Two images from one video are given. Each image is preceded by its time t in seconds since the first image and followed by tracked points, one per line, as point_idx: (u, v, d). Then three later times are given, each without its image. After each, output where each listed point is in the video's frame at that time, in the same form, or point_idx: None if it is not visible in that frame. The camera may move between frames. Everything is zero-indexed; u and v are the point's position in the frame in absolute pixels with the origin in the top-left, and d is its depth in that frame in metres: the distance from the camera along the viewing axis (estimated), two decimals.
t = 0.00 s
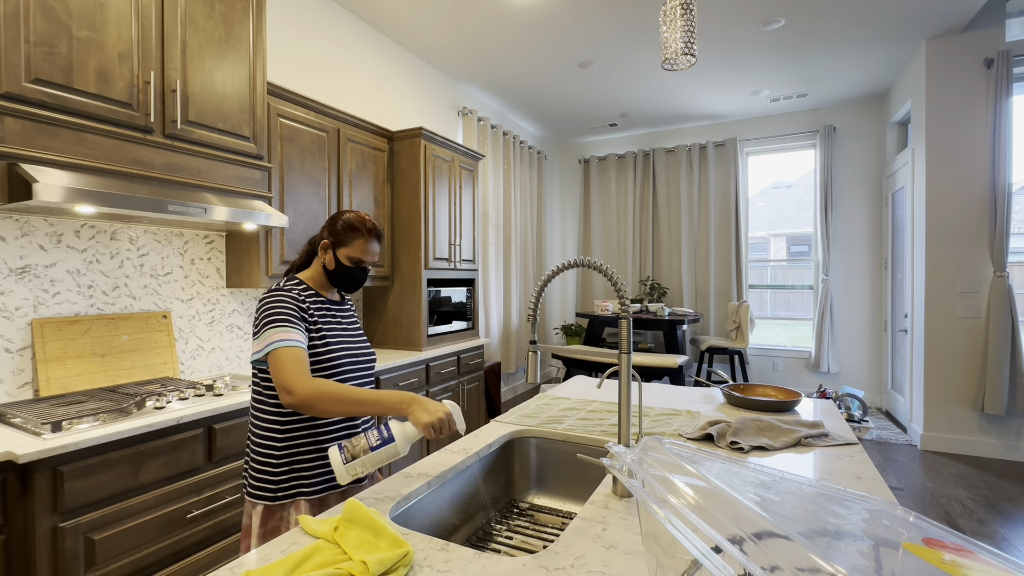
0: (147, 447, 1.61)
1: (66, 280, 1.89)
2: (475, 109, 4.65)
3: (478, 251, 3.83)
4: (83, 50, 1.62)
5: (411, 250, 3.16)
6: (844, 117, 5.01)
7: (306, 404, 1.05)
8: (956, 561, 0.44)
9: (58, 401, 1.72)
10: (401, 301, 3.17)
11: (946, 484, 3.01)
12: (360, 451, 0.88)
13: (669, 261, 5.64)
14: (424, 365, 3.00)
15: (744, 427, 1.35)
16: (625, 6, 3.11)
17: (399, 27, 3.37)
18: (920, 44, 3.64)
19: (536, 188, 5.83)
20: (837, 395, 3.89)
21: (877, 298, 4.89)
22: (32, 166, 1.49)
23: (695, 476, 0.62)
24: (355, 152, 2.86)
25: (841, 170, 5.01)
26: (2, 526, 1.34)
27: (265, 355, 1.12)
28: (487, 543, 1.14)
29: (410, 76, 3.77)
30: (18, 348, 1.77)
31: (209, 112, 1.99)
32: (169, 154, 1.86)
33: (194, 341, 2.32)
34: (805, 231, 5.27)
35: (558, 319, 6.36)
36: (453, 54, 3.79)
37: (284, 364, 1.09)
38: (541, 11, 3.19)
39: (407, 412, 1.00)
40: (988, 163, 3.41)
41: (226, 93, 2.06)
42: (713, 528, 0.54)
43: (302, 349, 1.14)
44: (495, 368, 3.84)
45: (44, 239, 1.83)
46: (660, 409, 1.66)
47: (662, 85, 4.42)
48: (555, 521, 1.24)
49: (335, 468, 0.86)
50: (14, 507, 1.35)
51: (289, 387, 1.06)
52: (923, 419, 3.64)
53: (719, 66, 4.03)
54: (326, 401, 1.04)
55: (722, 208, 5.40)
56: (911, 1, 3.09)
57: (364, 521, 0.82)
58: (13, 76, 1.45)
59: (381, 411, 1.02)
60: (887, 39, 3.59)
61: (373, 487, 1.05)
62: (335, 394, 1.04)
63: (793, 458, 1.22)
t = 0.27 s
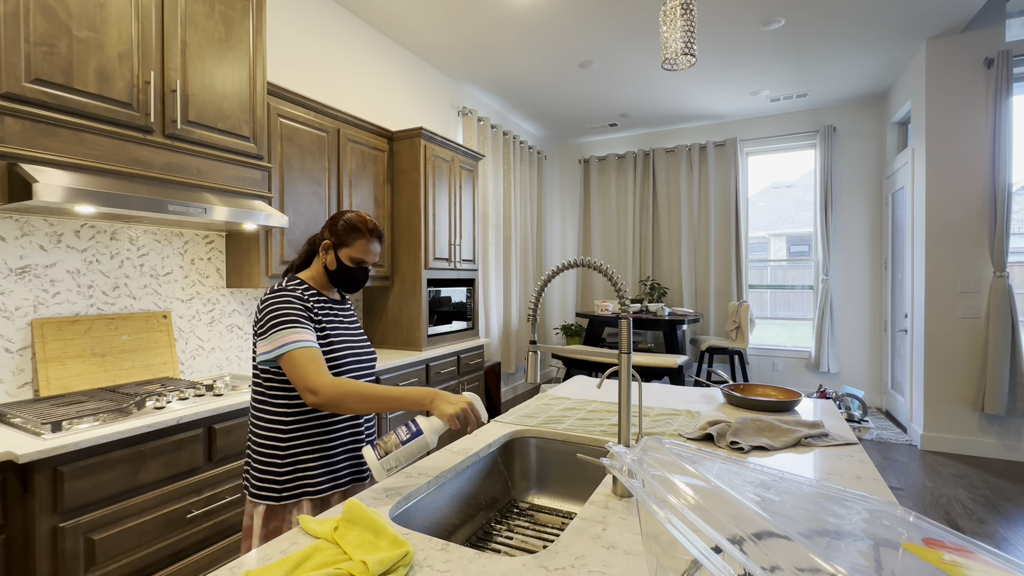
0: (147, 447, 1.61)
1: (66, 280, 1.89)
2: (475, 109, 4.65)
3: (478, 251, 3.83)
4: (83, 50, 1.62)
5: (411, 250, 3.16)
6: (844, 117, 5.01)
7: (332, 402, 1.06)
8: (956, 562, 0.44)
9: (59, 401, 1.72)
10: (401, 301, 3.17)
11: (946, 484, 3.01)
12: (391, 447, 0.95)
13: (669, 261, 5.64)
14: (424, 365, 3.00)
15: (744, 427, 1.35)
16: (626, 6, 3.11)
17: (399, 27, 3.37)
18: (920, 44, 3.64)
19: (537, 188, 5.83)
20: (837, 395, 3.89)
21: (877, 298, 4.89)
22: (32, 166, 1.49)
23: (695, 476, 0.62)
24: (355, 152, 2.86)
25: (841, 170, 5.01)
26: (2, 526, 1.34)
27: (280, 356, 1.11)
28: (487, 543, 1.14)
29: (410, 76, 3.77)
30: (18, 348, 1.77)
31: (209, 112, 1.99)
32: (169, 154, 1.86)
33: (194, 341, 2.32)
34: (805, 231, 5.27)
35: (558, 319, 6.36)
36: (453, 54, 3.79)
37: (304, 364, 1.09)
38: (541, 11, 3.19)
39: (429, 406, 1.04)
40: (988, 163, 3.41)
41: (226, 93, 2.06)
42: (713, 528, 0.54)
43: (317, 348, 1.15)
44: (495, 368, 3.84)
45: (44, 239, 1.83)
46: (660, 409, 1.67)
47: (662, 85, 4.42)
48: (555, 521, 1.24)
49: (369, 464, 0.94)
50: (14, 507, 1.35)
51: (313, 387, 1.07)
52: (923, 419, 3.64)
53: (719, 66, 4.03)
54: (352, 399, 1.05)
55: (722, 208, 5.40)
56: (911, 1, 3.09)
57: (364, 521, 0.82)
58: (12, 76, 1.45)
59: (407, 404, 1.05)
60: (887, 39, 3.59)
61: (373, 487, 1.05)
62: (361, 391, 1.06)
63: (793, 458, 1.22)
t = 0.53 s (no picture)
0: (147, 447, 1.61)
1: (66, 280, 1.89)
2: (475, 108, 4.65)
3: (478, 251, 3.83)
4: (83, 50, 1.62)
5: (411, 250, 3.16)
6: (844, 117, 5.01)
7: (347, 400, 1.06)
8: (956, 561, 0.44)
9: (59, 401, 1.72)
10: (401, 301, 3.17)
11: (946, 484, 3.01)
12: (401, 444, 0.96)
13: (669, 261, 5.64)
14: (424, 365, 3.00)
15: (744, 427, 1.35)
16: (625, 6, 3.11)
17: (399, 27, 3.37)
18: (920, 44, 3.64)
19: (537, 188, 5.83)
20: (837, 395, 3.89)
21: (877, 298, 4.89)
22: (32, 166, 1.49)
23: (695, 476, 0.62)
24: (354, 152, 2.86)
25: (841, 170, 5.01)
26: (2, 526, 1.34)
27: (291, 355, 1.11)
28: (487, 543, 1.14)
29: (410, 75, 3.77)
30: (18, 348, 1.77)
31: (209, 112, 1.99)
32: (169, 154, 1.86)
33: (194, 341, 2.32)
34: (805, 231, 5.27)
35: (558, 319, 6.36)
36: (453, 54, 3.79)
37: (318, 362, 1.10)
38: (541, 11, 3.19)
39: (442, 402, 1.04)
40: (988, 163, 3.41)
41: (226, 93, 2.06)
42: (713, 528, 0.54)
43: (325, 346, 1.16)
44: (495, 368, 3.84)
45: (44, 239, 1.83)
46: (660, 409, 1.67)
47: (662, 85, 4.42)
48: (555, 521, 1.24)
49: (380, 461, 0.95)
50: (14, 507, 1.35)
51: (327, 384, 1.07)
52: (923, 419, 3.64)
53: (719, 66, 4.04)
54: (365, 396, 1.06)
55: (722, 209, 5.40)
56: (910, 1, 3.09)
57: (364, 521, 0.82)
58: (12, 76, 1.45)
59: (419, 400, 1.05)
60: (887, 39, 3.59)
61: (373, 487, 1.05)
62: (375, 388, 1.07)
63: (793, 458, 1.22)
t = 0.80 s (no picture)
0: (147, 447, 1.61)
1: (66, 281, 1.89)
2: (475, 108, 4.65)
3: (478, 251, 3.83)
4: (84, 50, 1.62)
5: (411, 250, 3.16)
6: (844, 117, 5.01)
7: (324, 404, 1.06)
8: (956, 562, 0.44)
9: (59, 401, 1.72)
10: (401, 301, 3.17)
11: (946, 484, 3.00)
12: (364, 445, 0.91)
13: (669, 261, 5.64)
14: (424, 365, 3.00)
15: (744, 427, 1.35)
16: (625, 6, 3.11)
17: (399, 27, 3.37)
18: (920, 44, 3.64)
19: (537, 188, 5.83)
20: (837, 395, 3.89)
21: (877, 298, 4.89)
22: (32, 166, 1.49)
23: (695, 476, 0.62)
24: (355, 152, 2.86)
25: (841, 170, 5.01)
26: (2, 526, 1.34)
27: (280, 355, 1.12)
28: (487, 543, 1.14)
29: (410, 76, 3.77)
30: (18, 348, 1.77)
31: (209, 112, 1.99)
32: (169, 154, 1.86)
33: (194, 341, 2.32)
34: (805, 231, 5.27)
35: (558, 319, 6.36)
36: (453, 54, 3.79)
37: (302, 363, 1.10)
38: (541, 11, 3.19)
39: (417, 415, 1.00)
40: (988, 163, 3.41)
41: (226, 93, 2.06)
42: (713, 528, 0.54)
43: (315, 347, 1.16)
44: (495, 368, 3.84)
45: (44, 239, 1.83)
46: (660, 409, 1.67)
47: (662, 85, 4.42)
48: (555, 521, 1.24)
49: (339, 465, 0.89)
50: (14, 507, 1.35)
51: (307, 386, 1.08)
52: (923, 419, 3.64)
53: (719, 66, 4.04)
54: (341, 402, 1.05)
55: (722, 209, 5.40)
56: (910, 2, 3.09)
57: (364, 521, 0.82)
58: (13, 76, 1.45)
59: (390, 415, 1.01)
60: (887, 39, 3.59)
61: (373, 487, 1.05)
62: (352, 394, 1.06)
63: (792, 458, 1.22)
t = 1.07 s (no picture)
0: (147, 447, 1.61)
1: (66, 281, 1.89)
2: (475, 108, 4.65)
3: (478, 251, 3.83)
4: (83, 50, 1.62)
5: (411, 250, 3.16)
6: (843, 117, 5.01)
7: (343, 401, 1.06)
8: (956, 561, 0.44)
9: (59, 401, 1.72)
10: (401, 302, 3.17)
11: (946, 484, 3.01)
12: (399, 444, 0.93)
13: (669, 261, 5.64)
14: (424, 365, 3.00)
15: (744, 427, 1.35)
16: (625, 6, 3.11)
17: (399, 27, 3.37)
18: (920, 44, 3.64)
19: (536, 188, 5.83)
20: (837, 395, 3.89)
21: (877, 298, 4.89)
22: (32, 166, 1.49)
23: (695, 476, 0.62)
24: (354, 152, 2.85)
25: (841, 170, 5.01)
26: (2, 526, 1.34)
27: (289, 354, 1.11)
28: (487, 543, 1.14)
29: (410, 76, 3.77)
30: (18, 348, 1.77)
31: (209, 112, 1.99)
32: (169, 154, 1.86)
33: (194, 341, 2.32)
34: (805, 231, 5.27)
35: (558, 319, 6.37)
36: (454, 54, 3.79)
37: (316, 362, 1.10)
38: (541, 11, 3.19)
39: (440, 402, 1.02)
40: (988, 163, 3.41)
41: (226, 93, 2.06)
42: (713, 528, 0.54)
43: (325, 346, 1.16)
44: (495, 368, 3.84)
45: (44, 239, 1.83)
46: (660, 409, 1.67)
47: (663, 85, 4.42)
48: (555, 521, 1.24)
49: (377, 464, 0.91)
50: (14, 507, 1.35)
51: (324, 385, 1.08)
52: (923, 419, 3.64)
53: (719, 66, 4.04)
54: (361, 397, 1.06)
55: (722, 209, 5.40)
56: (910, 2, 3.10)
57: (364, 521, 0.82)
58: (13, 76, 1.45)
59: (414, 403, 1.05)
60: (887, 39, 3.59)
61: (373, 487, 1.05)
62: (370, 389, 1.06)
63: (793, 458, 1.22)
